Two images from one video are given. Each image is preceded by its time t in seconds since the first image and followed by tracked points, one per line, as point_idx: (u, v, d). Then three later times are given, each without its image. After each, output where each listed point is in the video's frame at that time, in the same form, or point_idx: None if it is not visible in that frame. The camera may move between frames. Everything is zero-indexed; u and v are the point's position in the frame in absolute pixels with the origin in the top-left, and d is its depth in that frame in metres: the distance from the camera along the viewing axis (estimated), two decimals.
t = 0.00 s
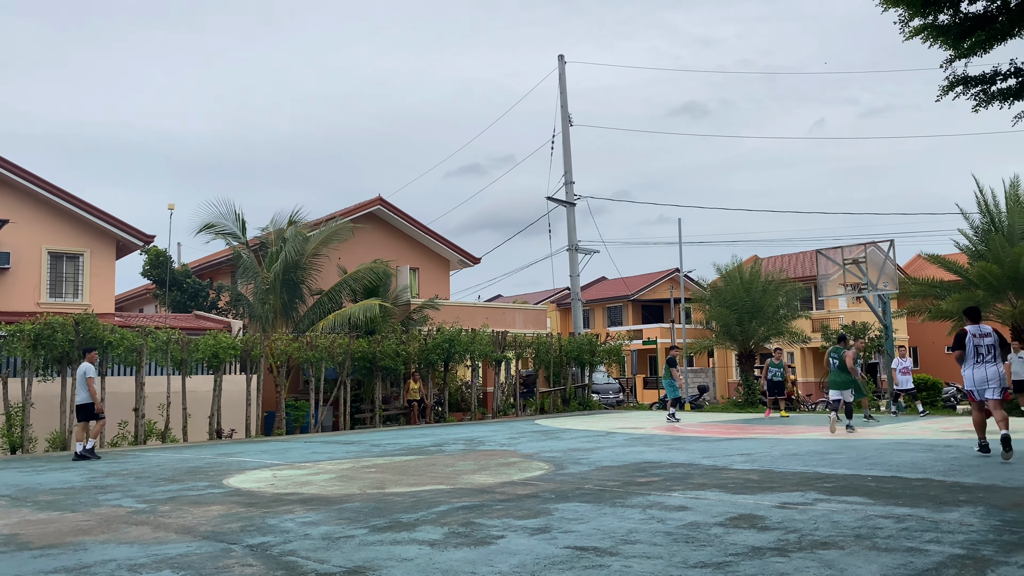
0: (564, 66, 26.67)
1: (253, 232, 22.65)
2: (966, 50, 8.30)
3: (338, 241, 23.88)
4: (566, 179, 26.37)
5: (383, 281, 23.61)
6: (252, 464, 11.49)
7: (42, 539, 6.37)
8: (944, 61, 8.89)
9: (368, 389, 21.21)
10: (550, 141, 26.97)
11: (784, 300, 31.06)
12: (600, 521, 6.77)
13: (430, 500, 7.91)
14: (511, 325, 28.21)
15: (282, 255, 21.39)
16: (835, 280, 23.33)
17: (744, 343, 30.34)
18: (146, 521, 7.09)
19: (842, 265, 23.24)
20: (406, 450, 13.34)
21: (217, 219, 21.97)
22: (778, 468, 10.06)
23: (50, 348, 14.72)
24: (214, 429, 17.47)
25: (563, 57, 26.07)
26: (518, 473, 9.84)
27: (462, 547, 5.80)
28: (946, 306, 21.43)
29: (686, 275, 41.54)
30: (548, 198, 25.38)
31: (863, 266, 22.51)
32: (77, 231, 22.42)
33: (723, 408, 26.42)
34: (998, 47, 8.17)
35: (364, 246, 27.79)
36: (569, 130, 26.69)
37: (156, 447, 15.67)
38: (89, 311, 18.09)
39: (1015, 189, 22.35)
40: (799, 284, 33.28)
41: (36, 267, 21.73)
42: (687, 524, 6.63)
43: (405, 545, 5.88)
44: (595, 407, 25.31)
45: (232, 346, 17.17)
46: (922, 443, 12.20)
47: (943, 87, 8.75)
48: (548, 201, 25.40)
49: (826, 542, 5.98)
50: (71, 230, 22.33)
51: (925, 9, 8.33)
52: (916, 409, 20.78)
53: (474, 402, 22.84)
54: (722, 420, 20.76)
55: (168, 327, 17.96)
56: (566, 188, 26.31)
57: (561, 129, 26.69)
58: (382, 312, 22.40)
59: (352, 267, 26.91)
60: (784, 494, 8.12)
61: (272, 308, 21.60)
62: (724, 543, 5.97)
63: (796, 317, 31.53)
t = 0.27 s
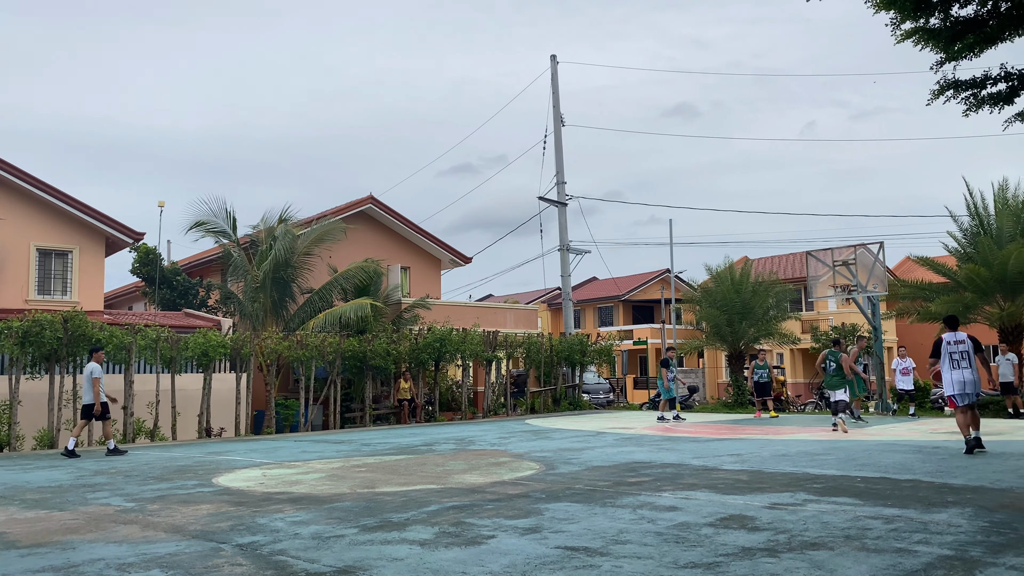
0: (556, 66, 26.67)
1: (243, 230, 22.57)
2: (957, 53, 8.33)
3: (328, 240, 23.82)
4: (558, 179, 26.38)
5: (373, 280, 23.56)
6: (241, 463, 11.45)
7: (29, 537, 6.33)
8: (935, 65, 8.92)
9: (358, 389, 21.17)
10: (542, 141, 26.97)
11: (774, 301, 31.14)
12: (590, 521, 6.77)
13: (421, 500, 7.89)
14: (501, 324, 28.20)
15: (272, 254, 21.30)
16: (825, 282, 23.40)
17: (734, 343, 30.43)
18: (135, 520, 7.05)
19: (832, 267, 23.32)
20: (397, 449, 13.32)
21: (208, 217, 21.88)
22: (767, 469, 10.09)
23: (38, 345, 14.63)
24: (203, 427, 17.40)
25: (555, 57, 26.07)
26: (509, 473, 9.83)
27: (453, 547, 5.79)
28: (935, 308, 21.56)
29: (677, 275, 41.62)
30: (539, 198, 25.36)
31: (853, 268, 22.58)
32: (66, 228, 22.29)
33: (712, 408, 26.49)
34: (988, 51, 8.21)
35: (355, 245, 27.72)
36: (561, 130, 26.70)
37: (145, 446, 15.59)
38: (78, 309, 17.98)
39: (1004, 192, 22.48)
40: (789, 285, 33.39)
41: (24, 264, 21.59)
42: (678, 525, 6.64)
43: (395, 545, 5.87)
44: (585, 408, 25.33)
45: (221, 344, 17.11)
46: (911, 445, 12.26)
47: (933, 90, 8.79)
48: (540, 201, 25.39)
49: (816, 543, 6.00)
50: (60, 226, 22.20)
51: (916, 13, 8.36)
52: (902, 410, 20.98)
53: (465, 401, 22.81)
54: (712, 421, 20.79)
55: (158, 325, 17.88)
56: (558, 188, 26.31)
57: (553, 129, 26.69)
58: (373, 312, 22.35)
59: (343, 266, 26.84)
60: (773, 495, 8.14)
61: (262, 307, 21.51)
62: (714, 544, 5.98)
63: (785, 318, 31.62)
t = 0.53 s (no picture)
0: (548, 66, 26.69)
1: (232, 227, 22.50)
2: (944, 59, 8.40)
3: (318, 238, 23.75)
4: (548, 180, 26.42)
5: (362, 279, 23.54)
6: (229, 462, 11.41)
7: (14, 536, 6.29)
8: (923, 71, 8.97)
9: (346, 387, 21.14)
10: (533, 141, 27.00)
11: (762, 303, 31.28)
12: (578, 522, 6.80)
13: (409, 500, 7.90)
14: (491, 324, 28.21)
15: (261, 251, 21.22)
16: (813, 285, 23.51)
17: (722, 345, 30.57)
18: (121, 519, 7.02)
19: (819, 270, 23.44)
20: (385, 449, 13.31)
21: (197, 214, 21.82)
22: (754, 471, 10.14)
23: (24, 341, 14.55)
24: (190, 425, 17.34)
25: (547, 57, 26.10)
26: (497, 474, 9.85)
27: (441, 547, 5.80)
28: (921, 312, 21.72)
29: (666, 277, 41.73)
30: (529, 198, 25.38)
31: (840, 271, 22.70)
32: (53, 224, 22.14)
33: (700, 410, 26.59)
34: (976, 58, 8.28)
35: (344, 244, 27.66)
36: (552, 130, 26.73)
37: (131, 443, 15.52)
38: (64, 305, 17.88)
39: (990, 198, 22.66)
40: (777, 287, 33.54)
41: (11, 259, 21.42)
42: (665, 526, 6.67)
43: (383, 545, 5.88)
44: (573, 408, 25.37)
45: (209, 341, 17.07)
46: (897, 447, 12.34)
47: (921, 96, 8.85)
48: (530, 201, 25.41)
49: (801, 546, 6.04)
50: (48, 222, 22.05)
51: (905, 20, 8.42)
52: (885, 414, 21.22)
53: (453, 401, 22.82)
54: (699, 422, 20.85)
55: (146, 322, 17.81)
56: (548, 188, 26.35)
57: (544, 130, 26.72)
58: (361, 310, 22.32)
59: (332, 265, 26.79)
60: (760, 497, 8.19)
61: (250, 305, 21.43)
62: (701, 545, 6.01)
63: (773, 320, 31.78)
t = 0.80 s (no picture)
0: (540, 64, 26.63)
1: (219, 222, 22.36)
2: (935, 63, 8.41)
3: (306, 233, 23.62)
4: (538, 179, 26.39)
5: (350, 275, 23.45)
6: (214, 458, 11.33)
7: None
8: (913, 75, 8.99)
9: (332, 385, 21.04)
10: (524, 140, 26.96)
11: (750, 305, 31.35)
12: (564, 521, 6.77)
13: (394, 498, 7.85)
14: (479, 322, 28.17)
15: (248, 246, 21.07)
16: (801, 287, 23.57)
17: (709, 346, 30.65)
18: (103, 514, 6.95)
19: (808, 273, 23.50)
20: (371, 446, 13.25)
21: (185, 208, 21.67)
22: (741, 472, 10.15)
23: (6, 334, 14.42)
24: (175, 420, 17.23)
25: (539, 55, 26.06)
26: (483, 472, 9.82)
27: (426, 546, 5.76)
28: (908, 316, 21.82)
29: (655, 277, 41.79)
30: (520, 197, 25.33)
31: (828, 274, 22.76)
32: (38, 215, 21.94)
33: (687, 410, 26.63)
34: (966, 63, 8.29)
35: (332, 240, 27.54)
36: (543, 129, 26.69)
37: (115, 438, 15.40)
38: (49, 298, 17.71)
39: (978, 203, 22.79)
40: (765, 289, 33.64)
41: None
42: (651, 527, 6.65)
43: (368, 543, 5.83)
44: (561, 408, 25.36)
45: (195, 336, 16.95)
46: (883, 450, 12.38)
47: (912, 100, 8.87)
48: (520, 200, 25.37)
49: (787, 547, 6.03)
50: (32, 213, 21.84)
51: (897, 23, 8.42)
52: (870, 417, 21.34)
53: (441, 399, 22.75)
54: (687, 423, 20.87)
55: (130, 317, 17.66)
56: (538, 187, 26.32)
57: (535, 129, 26.68)
58: (349, 307, 22.23)
59: (320, 261, 26.67)
60: (746, 498, 8.18)
61: (237, 300, 21.29)
62: (687, 546, 5.99)
63: (761, 322, 31.86)
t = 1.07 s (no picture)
0: (533, 63, 26.65)
1: (208, 216, 22.25)
2: (927, 68, 8.46)
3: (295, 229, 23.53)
4: (530, 178, 26.40)
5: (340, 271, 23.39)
6: (200, 452, 11.27)
7: None
8: (906, 78, 9.03)
9: (320, 381, 20.96)
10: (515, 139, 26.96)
11: (739, 308, 31.44)
12: (553, 518, 6.76)
13: (382, 493, 7.82)
14: (468, 321, 28.14)
15: (237, 241, 20.96)
16: (790, 290, 23.67)
17: (698, 348, 30.73)
18: (89, 506, 6.89)
19: (797, 275, 23.60)
20: (359, 443, 13.21)
21: (174, 201, 21.55)
22: (729, 472, 10.17)
23: None
24: (161, 415, 17.14)
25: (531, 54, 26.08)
26: (472, 470, 9.80)
27: (415, 541, 5.73)
28: (896, 320, 21.95)
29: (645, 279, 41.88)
30: (511, 196, 25.33)
31: (817, 277, 22.86)
32: (24, 207, 21.76)
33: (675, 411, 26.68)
34: (959, 67, 8.32)
35: (322, 236, 27.46)
36: (535, 129, 26.70)
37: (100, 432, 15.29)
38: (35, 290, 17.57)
39: (966, 208, 22.94)
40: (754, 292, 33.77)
41: None
42: (640, 525, 6.65)
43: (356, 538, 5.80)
44: (549, 408, 25.36)
45: (183, 331, 16.85)
46: (869, 452, 12.44)
47: (904, 103, 8.91)
48: (511, 199, 25.37)
49: (776, 546, 6.04)
50: (19, 204, 21.67)
51: (890, 27, 8.45)
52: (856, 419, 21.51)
53: (429, 397, 22.71)
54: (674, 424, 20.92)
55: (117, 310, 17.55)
56: (529, 187, 26.33)
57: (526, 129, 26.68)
58: (338, 303, 22.18)
59: (309, 257, 26.58)
60: (734, 497, 8.20)
61: (225, 295, 21.18)
62: (676, 544, 5.99)
63: (749, 325, 31.96)
